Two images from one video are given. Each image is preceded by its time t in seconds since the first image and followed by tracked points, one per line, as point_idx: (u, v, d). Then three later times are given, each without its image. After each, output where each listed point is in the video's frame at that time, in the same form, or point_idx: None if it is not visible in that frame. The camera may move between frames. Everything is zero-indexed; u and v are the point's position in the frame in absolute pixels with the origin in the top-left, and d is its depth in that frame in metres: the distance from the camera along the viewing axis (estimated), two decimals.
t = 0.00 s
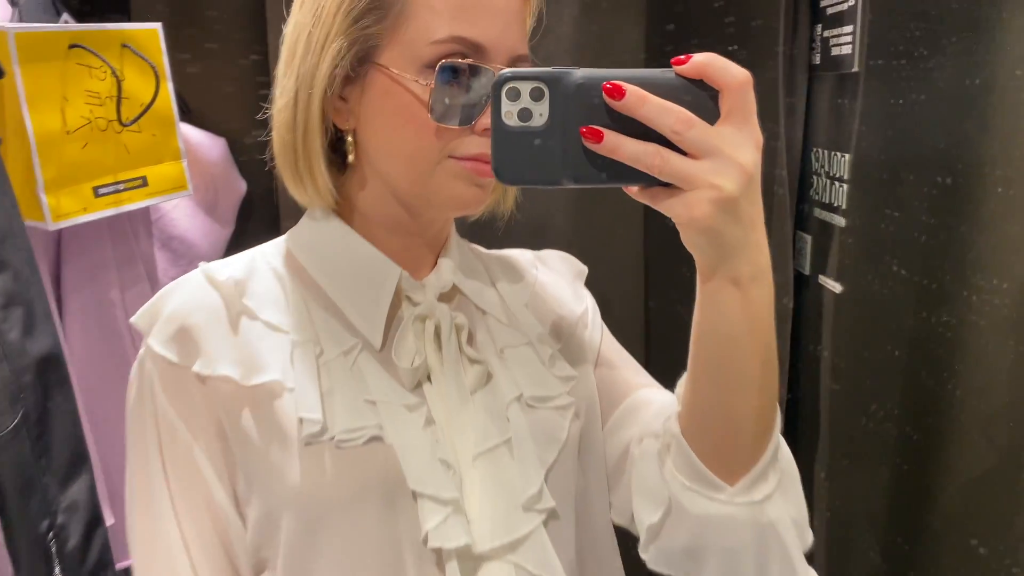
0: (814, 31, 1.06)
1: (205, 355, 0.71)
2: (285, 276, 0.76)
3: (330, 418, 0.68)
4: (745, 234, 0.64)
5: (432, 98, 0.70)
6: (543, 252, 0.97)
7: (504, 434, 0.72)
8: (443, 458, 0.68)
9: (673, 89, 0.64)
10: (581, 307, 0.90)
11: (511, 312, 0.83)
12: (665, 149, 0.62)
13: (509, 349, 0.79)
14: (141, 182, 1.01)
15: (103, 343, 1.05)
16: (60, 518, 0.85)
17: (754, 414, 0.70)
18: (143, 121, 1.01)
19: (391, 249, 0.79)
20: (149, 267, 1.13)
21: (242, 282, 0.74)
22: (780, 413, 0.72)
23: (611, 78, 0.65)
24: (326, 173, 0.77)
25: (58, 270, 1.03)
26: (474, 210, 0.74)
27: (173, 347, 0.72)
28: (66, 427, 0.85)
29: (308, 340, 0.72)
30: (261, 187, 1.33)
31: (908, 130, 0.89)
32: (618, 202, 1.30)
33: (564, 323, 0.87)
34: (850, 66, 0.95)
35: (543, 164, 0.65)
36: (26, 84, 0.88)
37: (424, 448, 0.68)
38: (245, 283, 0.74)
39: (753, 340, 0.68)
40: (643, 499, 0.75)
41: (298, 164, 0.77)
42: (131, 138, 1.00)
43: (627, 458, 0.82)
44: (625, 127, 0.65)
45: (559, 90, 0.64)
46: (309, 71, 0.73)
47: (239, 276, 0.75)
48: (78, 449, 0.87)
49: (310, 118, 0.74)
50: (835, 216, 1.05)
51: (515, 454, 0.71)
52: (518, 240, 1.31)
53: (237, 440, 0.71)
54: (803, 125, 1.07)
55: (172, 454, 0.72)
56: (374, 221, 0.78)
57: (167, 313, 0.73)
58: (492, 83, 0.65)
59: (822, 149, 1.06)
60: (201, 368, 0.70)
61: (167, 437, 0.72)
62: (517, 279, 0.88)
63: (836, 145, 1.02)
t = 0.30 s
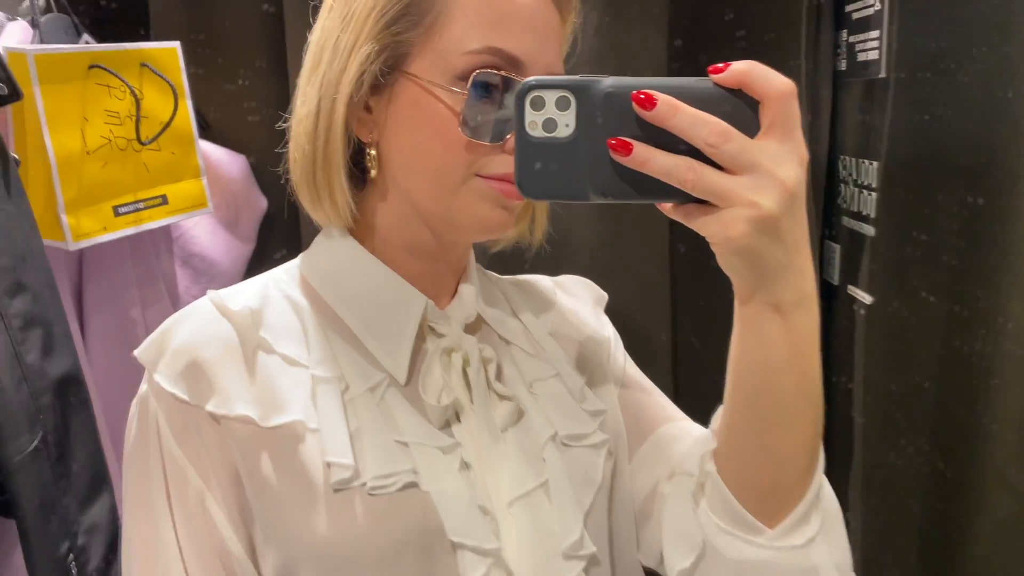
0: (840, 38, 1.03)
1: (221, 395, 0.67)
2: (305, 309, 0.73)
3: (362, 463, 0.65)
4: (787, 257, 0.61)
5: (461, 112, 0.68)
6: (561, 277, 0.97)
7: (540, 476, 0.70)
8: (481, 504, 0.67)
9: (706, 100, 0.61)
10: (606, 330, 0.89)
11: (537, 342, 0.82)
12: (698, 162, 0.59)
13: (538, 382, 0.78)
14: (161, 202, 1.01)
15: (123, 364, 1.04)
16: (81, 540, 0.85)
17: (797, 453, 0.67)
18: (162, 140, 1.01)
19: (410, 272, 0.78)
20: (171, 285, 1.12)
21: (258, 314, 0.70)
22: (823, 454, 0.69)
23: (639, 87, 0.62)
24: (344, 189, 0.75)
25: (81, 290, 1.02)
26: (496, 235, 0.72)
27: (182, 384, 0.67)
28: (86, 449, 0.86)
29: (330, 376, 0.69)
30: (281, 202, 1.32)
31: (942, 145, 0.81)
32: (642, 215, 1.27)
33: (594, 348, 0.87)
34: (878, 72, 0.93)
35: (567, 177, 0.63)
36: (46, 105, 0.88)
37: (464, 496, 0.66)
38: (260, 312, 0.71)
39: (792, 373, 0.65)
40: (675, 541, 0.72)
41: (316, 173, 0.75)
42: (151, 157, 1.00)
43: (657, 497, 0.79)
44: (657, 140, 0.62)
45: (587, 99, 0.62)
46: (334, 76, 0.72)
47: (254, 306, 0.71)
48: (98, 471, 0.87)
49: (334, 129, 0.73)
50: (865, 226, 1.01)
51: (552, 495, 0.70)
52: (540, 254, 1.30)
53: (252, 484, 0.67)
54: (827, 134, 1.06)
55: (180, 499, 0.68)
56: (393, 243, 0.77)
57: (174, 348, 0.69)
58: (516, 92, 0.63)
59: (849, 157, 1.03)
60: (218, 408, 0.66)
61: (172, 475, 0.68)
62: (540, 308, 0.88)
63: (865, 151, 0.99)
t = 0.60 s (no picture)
0: (891, 47, 0.99)
1: (260, 407, 0.67)
2: (345, 322, 0.73)
3: (404, 478, 0.65)
4: (846, 270, 0.56)
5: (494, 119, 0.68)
6: (606, 289, 0.96)
7: (585, 496, 0.69)
8: (524, 522, 0.65)
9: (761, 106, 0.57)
10: (652, 345, 0.88)
11: (579, 357, 0.81)
12: (749, 169, 0.55)
13: (582, 399, 0.77)
14: (208, 216, 1.03)
15: (169, 375, 1.05)
16: (128, 550, 0.86)
17: (851, 479, 0.63)
18: (209, 155, 1.03)
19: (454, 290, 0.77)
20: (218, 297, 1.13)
21: (299, 324, 0.71)
22: (880, 480, 0.64)
23: (693, 90, 0.59)
24: (380, 207, 0.74)
25: (131, 302, 1.03)
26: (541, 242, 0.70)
27: (222, 395, 0.67)
28: (132, 461, 0.87)
29: (371, 389, 0.67)
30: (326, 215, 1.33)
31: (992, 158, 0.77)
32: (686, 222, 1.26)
33: (638, 365, 0.85)
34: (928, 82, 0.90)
35: (615, 182, 0.61)
36: (99, 125, 0.90)
37: (506, 514, 0.64)
38: (301, 322, 0.72)
39: (849, 394, 0.61)
40: (721, 563, 0.70)
41: (352, 203, 0.75)
42: (198, 172, 1.01)
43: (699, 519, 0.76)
44: (706, 145, 0.58)
45: (635, 102, 0.60)
46: (360, 103, 0.73)
47: (296, 317, 0.72)
48: (143, 483, 0.88)
49: (364, 153, 0.73)
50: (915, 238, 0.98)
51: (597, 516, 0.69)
52: (581, 266, 1.30)
53: (292, 496, 0.67)
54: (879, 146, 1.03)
55: (216, 511, 0.68)
56: (438, 258, 0.77)
57: (213, 358, 0.69)
58: (563, 96, 0.62)
59: (898, 169, 1.00)
60: (258, 419, 0.66)
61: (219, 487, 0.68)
62: (583, 326, 0.86)
63: (916, 162, 0.96)
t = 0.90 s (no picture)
0: (932, 65, 0.92)
1: (249, 438, 0.67)
2: (338, 348, 0.70)
3: (393, 507, 0.64)
4: (905, 289, 0.51)
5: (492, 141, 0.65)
6: (621, 305, 0.91)
7: (592, 523, 0.67)
8: (522, 551, 0.63)
9: (809, 106, 0.55)
10: (667, 365, 0.83)
11: (586, 376, 0.77)
12: (799, 176, 0.50)
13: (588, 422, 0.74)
14: (237, 230, 1.03)
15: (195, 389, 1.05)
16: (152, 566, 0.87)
17: (897, 513, 0.56)
18: (239, 170, 1.03)
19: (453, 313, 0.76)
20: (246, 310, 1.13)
21: (290, 352, 0.70)
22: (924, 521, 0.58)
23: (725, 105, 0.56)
24: (376, 237, 0.72)
25: (159, 314, 1.03)
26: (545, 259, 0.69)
27: (210, 429, 0.68)
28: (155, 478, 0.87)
29: (365, 417, 0.66)
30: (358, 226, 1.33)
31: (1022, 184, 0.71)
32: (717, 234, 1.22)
33: (650, 391, 0.80)
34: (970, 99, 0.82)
35: (652, 190, 0.59)
36: (129, 139, 0.91)
37: (502, 544, 0.63)
38: (289, 351, 0.70)
39: (903, 417, 0.54)
40: None
41: (347, 237, 0.73)
42: (227, 187, 1.02)
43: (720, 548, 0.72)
44: (751, 152, 0.55)
45: (675, 102, 0.58)
46: (347, 135, 0.70)
47: (287, 346, 0.71)
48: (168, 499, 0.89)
49: (357, 190, 0.71)
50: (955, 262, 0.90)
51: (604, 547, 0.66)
52: (612, 284, 1.28)
53: (280, 519, 0.67)
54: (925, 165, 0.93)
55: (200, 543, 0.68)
56: (436, 282, 0.75)
57: (203, 390, 0.70)
58: (600, 95, 0.61)
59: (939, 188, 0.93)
60: (243, 453, 0.66)
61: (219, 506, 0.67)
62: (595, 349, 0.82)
63: (959, 184, 0.88)
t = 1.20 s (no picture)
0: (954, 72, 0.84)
1: (212, 475, 0.64)
2: (304, 375, 0.67)
3: (356, 538, 0.61)
4: (936, 292, 0.48)
5: (478, 166, 0.63)
6: (602, 314, 0.86)
7: (568, 540, 0.63)
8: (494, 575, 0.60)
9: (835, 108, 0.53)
10: (653, 373, 0.78)
11: (565, 389, 0.73)
12: (820, 178, 0.49)
13: (564, 436, 0.69)
14: (254, 237, 1.04)
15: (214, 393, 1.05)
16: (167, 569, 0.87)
17: (916, 528, 0.54)
18: (255, 177, 1.04)
19: (421, 335, 0.73)
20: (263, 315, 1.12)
21: (250, 382, 0.67)
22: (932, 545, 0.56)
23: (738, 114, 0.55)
24: (348, 262, 0.68)
25: (177, 319, 1.04)
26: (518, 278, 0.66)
27: (172, 468, 0.65)
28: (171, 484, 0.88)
29: (326, 446, 0.63)
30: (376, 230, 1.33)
31: None
32: (736, 244, 1.15)
33: (632, 400, 0.75)
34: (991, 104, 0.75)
35: (671, 197, 0.58)
36: (148, 145, 0.92)
37: (472, 568, 0.59)
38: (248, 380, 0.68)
39: (928, 427, 0.52)
40: None
41: (316, 262, 0.69)
42: (245, 194, 1.03)
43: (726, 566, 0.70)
44: (773, 156, 0.54)
45: (693, 106, 0.57)
46: (318, 157, 0.66)
47: (248, 377, 0.68)
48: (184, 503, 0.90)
49: (328, 214, 0.67)
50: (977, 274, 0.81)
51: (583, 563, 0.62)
52: (627, 290, 1.23)
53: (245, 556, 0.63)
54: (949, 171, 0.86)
55: None
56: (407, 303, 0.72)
57: (167, 427, 0.67)
58: (616, 100, 0.59)
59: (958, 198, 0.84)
60: (205, 490, 0.63)
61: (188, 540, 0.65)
62: (574, 359, 0.77)
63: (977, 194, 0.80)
